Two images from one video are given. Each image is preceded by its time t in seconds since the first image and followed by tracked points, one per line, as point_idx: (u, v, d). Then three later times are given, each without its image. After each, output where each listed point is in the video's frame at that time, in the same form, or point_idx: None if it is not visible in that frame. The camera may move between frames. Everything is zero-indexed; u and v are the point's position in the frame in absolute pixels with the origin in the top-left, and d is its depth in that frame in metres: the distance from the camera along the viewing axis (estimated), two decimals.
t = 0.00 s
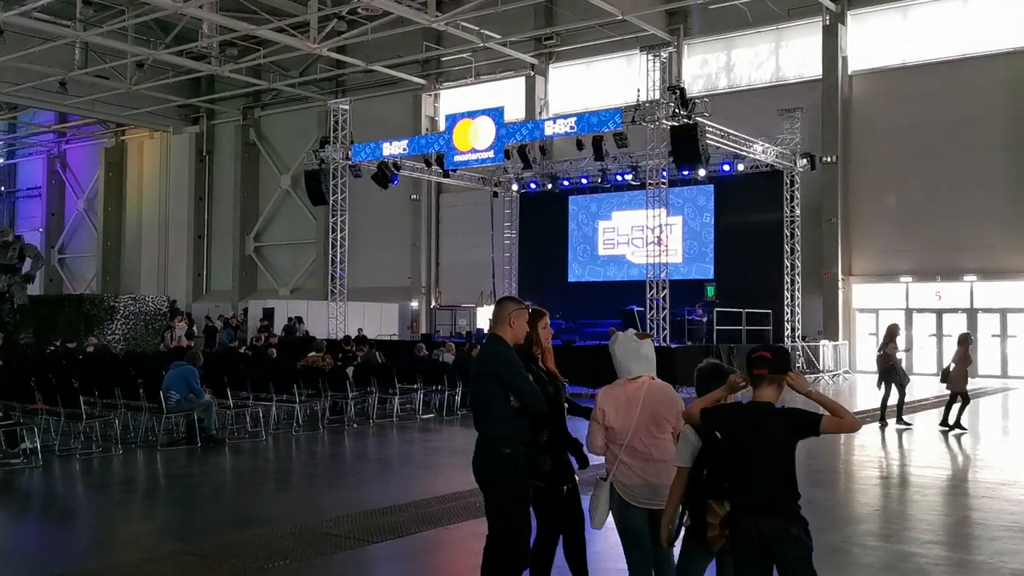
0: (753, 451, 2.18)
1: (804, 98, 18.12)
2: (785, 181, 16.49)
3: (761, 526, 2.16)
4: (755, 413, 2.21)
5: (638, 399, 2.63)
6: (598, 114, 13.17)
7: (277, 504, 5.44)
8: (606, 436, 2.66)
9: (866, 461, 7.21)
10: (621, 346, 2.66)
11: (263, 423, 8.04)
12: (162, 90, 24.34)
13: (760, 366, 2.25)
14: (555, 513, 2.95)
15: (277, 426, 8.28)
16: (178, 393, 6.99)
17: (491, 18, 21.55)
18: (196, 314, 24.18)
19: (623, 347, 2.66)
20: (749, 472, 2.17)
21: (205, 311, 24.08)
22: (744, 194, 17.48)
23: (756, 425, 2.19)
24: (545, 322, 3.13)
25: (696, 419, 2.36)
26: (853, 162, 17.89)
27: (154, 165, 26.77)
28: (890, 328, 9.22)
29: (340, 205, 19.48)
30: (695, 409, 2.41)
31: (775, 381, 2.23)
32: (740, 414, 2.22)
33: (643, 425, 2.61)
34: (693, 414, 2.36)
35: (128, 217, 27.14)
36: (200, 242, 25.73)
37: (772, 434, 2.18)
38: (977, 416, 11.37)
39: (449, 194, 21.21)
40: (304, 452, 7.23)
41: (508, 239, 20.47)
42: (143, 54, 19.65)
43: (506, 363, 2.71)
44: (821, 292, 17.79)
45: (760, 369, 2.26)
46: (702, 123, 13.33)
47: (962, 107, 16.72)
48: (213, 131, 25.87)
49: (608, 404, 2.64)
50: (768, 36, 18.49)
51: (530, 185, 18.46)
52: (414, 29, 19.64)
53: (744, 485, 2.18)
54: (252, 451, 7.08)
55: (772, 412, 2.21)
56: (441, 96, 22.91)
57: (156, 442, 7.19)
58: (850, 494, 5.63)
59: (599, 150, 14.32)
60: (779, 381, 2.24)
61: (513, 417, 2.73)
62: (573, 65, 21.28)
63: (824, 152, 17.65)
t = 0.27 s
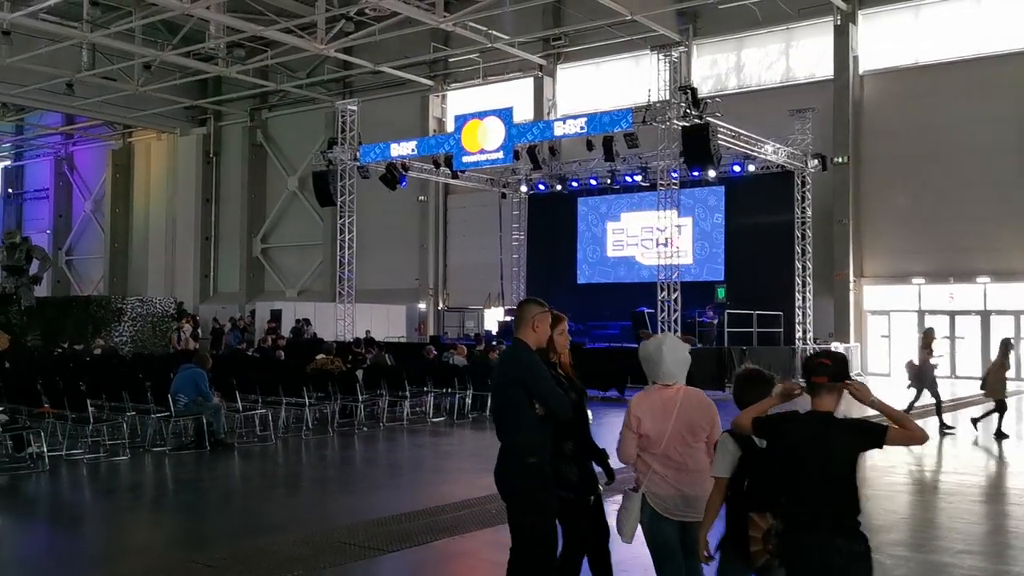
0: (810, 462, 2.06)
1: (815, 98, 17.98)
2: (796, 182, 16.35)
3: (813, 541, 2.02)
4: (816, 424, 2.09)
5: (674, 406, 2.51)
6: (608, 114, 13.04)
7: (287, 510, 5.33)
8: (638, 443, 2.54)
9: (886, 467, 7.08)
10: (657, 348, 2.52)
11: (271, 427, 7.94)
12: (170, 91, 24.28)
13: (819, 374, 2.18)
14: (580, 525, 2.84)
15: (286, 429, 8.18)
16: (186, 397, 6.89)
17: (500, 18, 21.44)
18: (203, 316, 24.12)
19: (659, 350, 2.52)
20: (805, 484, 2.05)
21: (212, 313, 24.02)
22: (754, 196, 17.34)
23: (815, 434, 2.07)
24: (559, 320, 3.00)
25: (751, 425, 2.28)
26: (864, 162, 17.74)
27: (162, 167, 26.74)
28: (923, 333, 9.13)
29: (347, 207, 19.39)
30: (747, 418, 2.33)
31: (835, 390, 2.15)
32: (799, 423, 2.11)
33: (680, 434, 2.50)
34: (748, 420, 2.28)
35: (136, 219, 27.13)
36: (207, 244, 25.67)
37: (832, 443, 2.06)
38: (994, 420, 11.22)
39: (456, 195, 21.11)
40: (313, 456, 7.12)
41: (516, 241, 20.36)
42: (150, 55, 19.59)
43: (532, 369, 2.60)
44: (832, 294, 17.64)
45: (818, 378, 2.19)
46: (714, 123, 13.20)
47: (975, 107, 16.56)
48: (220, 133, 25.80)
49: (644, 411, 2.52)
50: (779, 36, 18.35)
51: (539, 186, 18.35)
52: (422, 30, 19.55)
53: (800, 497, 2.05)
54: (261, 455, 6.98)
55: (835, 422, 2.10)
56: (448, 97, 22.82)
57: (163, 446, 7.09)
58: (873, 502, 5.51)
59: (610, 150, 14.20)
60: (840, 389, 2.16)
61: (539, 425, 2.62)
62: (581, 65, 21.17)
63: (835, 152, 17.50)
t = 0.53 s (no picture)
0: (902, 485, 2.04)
1: (828, 103, 17.83)
2: (810, 186, 16.20)
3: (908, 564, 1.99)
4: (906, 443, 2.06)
5: (720, 418, 2.42)
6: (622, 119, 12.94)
7: (301, 520, 5.23)
8: (679, 455, 2.45)
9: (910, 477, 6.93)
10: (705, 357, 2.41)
11: (284, 434, 7.84)
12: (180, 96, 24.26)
13: (911, 389, 2.09)
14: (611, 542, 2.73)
15: (298, 436, 8.09)
16: (198, 403, 6.80)
17: (511, 22, 21.39)
18: (213, 321, 24.04)
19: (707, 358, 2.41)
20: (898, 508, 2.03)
21: (221, 318, 23.96)
22: (768, 200, 17.19)
23: (906, 457, 2.05)
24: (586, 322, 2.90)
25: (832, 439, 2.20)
26: (879, 167, 17.58)
27: (172, 172, 26.73)
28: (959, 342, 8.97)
29: (359, 212, 19.32)
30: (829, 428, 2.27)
31: (927, 406, 2.07)
32: (889, 443, 2.08)
33: (723, 447, 2.41)
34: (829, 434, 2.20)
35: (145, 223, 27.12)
36: (216, 248, 25.61)
37: (916, 464, 2.04)
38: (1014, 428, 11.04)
39: (467, 199, 21.01)
40: (326, 464, 7.01)
41: (527, 245, 20.23)
42: (160, 59, 19.56)
43: (564, 377, 2.50)
44: (846, 300, 17.47)
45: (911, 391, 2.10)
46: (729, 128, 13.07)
47: (991, 110, 16.38)
48: (230, 138, 25.78)
49: (689, 421, 2.41)
50: (792, 40, 18.22)
51: (550, 191, 18.24)
52: (432, 33, 19.47)
53: (886, 523, 2.04)
54: (274, 463, 6.88)
55: (925, 442, 2.06)
56: (458, 102, 22.74)
57: (175, 452, 7.00)
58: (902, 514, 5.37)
59: (623, 154, 14.09)
60: (931, 405, 2.08)
61: (573, 437, 2.52)
62: (592, 69, 21.07)
63: (849, 157, 17.35)
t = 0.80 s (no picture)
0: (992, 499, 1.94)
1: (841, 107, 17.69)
2: (823, 192, 16.06)
3: None
4: (1002, 457, 1.94)
5: (769, 431, 2.35)
6: (634, 123, 12.82)
7: (314, 531, 5.10)
8: (726, 469, 2.37)
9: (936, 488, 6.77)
10: (755, 367, 2.34)
11: (295, 442, 7.72)
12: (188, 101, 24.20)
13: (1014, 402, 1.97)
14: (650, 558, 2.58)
15: (310, 444, 7.96)
16: (209, 410, 6.69)
17: (520, 27, 21.31)
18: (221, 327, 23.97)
19: (757, 368, 2.34)
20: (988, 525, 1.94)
21: (229, 324, 23.87)
22: (780, 206, 17.04)
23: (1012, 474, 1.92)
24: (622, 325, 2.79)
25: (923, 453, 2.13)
26: (892, 172, 17.43)
27: (180, 177, 26.69)
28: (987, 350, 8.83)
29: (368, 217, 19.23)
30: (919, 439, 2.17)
31: None
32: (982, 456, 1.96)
33: (772, 461, 2.34)
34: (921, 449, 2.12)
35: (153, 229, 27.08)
36: (224, 254, 25.54)
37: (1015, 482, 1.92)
38: None
39: (476, 204, 20.91)
40: (338, 473, 6.88)
41: (537, 251, 20.10)
42: (168, 64, 19.50)
43: (602, 385, 2.37)
44: (859, 306, 17.30)
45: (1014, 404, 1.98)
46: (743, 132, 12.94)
47: (1007, 115, 16.20)
48: (238, 143, 25.73)
49: (736, 435, 2.34)
50: (805, 44, 18.08)
51: (560, 196, 18.14)
52: (442, 38, 19.39)
53: (978, 541, 1.96)
54: (285, 471, 6.76)
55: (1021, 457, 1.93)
56: (468, 107, 22.65)
57: (185, 460, 6.89)
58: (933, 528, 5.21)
59: (635, 159, 13.98)
60: None
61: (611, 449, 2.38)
62: (602, 74, 20.96)
63: (862, 162, 17.21)
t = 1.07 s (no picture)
0: None
1: (854, 114, 17.54)
2: (836, 199, 15.93)
3: None
4: None
5: (820, 453, 2.26)
6: (647, 130, 12.72)
7: (329, 545, 4.98)
8: (775, 492, 2.29)
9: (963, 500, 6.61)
10: (807, 386, 2.24)
11: (308, 453, 7.62)
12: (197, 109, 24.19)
13: None
14: None
15: (323, 456, 7.85)
16: (222, 421, 6.60)
17: (529, 35, 21.24)
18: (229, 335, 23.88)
19: (809, 387, 2.24)
20: None
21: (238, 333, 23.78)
22: (793, 213, 16.90)
23: None
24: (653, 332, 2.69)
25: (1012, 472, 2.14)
26: (905, 179, 17.28)
27: (189, 186, 26.68)
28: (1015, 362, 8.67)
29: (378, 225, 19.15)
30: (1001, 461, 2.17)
31: None
32: None
33: (824, 482, 2.25)
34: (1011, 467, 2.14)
35: (162, 237, 27.09)
36: (233, 262, 25.46)
37: None
38: None
39: (486, 213, 20.82)
40: (353, 486, 6.76)
41: (547, 259, 19.95)
42: (178, 72, 19.47)
43: (646, 397, 2.26)
44: (874, 315, 17.12)
45: None
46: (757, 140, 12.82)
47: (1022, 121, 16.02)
48: (247, 152, 25.70)
49: (785, 456, 2.25)
50: (817, 51, 17.96)
51: (570, 204, 18.05)
52: (451, 46, 19.31)
53: None
54: (298, 483, 6.65)
55: None
56: (477, 115, 22.58)
57: (197, 472, 6.80)
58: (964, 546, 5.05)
59: (648, 166, 13.88)
60: None
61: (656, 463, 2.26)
62: (612, 82, 20.83)
63: (875, 169, 17.06)
